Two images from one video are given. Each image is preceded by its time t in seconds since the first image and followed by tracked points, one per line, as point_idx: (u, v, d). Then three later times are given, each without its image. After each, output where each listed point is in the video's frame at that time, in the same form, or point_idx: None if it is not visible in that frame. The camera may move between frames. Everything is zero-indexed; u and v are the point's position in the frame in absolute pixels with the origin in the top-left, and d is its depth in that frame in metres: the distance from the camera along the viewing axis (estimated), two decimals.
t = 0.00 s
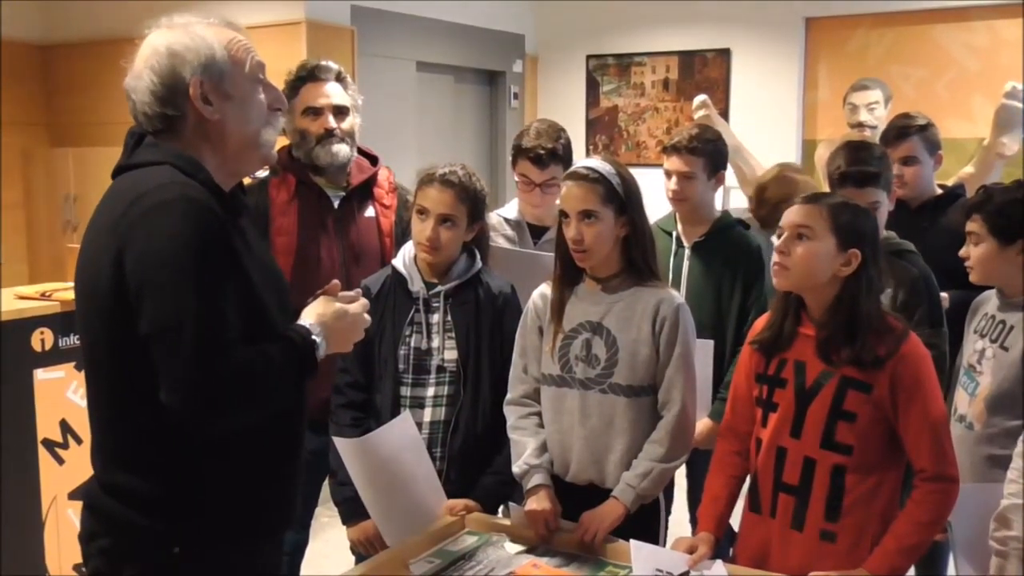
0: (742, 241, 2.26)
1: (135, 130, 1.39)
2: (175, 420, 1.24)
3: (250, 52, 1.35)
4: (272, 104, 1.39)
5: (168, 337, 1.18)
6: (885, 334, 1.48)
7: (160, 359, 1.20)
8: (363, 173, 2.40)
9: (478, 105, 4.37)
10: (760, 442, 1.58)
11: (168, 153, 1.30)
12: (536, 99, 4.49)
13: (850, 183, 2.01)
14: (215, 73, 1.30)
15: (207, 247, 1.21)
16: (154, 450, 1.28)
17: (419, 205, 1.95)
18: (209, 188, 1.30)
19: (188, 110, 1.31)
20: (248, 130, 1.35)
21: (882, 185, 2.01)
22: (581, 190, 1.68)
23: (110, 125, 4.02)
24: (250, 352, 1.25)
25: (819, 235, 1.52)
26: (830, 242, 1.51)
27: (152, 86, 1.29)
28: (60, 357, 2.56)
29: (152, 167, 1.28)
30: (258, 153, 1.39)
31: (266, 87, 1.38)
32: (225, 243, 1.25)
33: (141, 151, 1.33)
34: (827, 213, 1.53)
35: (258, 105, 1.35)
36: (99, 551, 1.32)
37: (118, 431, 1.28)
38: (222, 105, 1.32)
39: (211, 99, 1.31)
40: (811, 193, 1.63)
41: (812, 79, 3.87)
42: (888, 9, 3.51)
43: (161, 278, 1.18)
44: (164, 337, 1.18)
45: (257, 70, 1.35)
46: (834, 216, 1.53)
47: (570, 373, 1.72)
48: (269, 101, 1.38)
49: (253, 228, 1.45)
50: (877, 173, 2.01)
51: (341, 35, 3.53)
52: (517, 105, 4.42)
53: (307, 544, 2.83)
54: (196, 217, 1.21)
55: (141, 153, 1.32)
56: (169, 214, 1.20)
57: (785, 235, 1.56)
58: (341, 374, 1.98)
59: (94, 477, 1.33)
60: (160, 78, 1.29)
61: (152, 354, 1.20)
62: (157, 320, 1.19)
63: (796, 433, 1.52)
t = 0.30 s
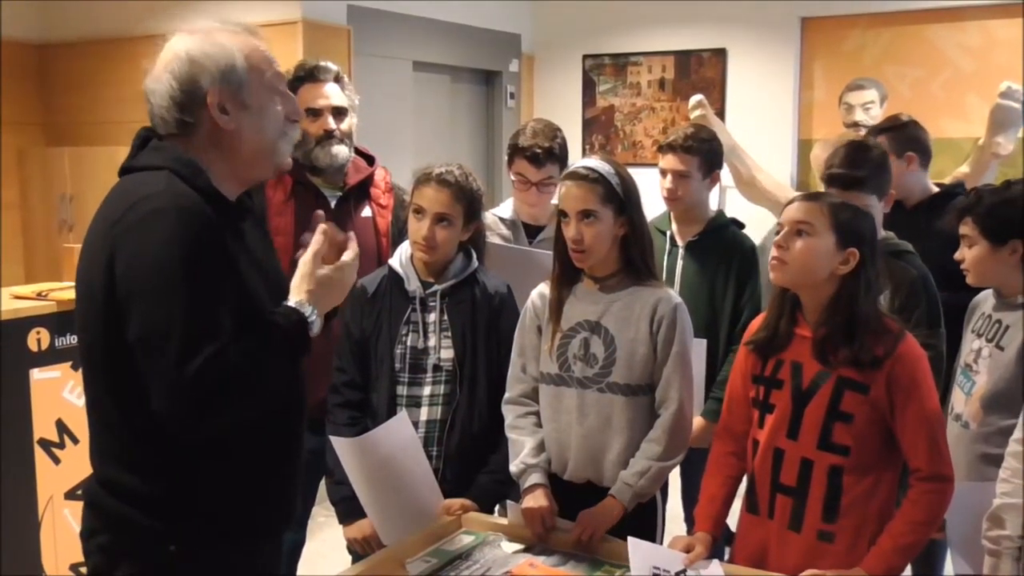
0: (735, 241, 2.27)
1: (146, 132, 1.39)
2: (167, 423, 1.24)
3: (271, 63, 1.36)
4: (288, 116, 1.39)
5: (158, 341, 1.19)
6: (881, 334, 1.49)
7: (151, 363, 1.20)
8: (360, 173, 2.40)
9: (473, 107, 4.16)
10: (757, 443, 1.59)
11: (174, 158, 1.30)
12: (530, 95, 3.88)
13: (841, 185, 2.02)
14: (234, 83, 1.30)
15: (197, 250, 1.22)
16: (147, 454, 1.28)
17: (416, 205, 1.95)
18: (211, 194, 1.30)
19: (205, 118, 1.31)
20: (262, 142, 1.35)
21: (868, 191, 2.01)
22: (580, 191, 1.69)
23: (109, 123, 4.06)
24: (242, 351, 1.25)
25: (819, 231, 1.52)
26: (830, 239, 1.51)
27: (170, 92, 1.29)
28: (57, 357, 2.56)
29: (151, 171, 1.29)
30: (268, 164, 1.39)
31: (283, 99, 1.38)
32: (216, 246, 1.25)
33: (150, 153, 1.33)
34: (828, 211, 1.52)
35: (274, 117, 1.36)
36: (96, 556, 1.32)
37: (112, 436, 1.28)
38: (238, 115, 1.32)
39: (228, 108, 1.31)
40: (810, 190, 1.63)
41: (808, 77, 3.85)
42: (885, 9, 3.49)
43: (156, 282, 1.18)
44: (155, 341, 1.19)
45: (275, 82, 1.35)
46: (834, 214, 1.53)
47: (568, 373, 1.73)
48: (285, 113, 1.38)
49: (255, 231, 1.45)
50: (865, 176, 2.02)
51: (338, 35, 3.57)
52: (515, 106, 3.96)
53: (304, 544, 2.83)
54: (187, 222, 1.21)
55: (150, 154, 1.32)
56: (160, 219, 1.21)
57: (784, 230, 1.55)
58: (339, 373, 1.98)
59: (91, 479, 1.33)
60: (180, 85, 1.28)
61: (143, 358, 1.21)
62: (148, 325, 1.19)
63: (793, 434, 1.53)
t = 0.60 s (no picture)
0: (728, 240, 2.27)
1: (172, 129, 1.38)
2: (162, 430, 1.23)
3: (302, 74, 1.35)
4: (315, 130, 1.38)
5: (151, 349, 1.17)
6: (878, 333, 1.49)
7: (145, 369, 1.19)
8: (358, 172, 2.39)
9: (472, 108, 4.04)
10: (752, 441, 1.59)
11: (195, 159, 1.29)
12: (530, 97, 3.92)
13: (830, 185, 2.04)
14: (263, 90, 1.29)
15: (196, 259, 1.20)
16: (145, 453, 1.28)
17: (413, 204, 1.95)
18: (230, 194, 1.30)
19: (232, 124, 1.30)
20: (285, 152, 1.34)
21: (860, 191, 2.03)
22: (579, 190, 1.69)
23: (110, 122, 4.11)
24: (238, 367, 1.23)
25: (821, 233, 1.52)
26: (831, 241, 1.52)
27: (202, 95, 1.29)
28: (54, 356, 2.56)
29: (171, 170, 1.28)
30: (290, 174, 1.38)
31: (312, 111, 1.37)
32: (220, 254, 1.24)
33: (173, 150, 1.32)
34: (832, 212, 1.53)
35: (301, 128, 1.34)
36: (93, 547, 1.34)
37: (115, 430, 1.29)
38: (265, 123, 1.31)
39: (255, 115, 1.30)
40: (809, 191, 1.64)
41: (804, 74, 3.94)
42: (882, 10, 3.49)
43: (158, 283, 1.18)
44: (150, 349, 1.18)
45: (305, 93, 1.34)
46: (836, 215, 1.53)
47: (566, 372, 1.73)
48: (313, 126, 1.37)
49: (269, 232, 1.45)
50: (854, 178, 2.03)
51: (334, 34, 3.56)
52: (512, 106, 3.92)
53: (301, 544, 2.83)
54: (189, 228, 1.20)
55: (172, 152, 1.31)
56: (167, 221, 1.20)
57: (788, 230, 1.56)
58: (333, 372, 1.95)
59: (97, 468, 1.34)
60: (211, 88, 1.28)
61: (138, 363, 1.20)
62: (145, 330, 1.18)
63: (789, 432, 1.53)
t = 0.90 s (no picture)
0: (721, 239, 2.27)
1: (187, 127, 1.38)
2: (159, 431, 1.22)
3: (305, 65, 1.31)
4: (320, 121, 1.33)
5: (149, 351, 1.16)
6: (875, 333, 1.50)
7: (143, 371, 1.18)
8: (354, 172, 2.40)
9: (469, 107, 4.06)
10: (749, 440, 1.60)
11: (211, 158, 1.29)
12: (526, 98, 4.06)
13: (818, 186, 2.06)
14: (254, 84, 1.27)
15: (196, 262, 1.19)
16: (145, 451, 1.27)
17: (410, 203, 1.95)
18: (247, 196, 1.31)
19: (229, 121, 1.30)
20: (284, 145, 1.31)
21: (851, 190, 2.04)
22: (577, 189, 1.69)
23: (109, 122, 4.13)
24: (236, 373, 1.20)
25: (818, 233, 1.52)
26: (830, 241, 1.52)
27: (204, 95, 1.30)
28: (51, 355, 2.55)
29: (189, 168, 1.28)
30: (299, 169, 1.34)
31: (317, 104, 1.33)
32: (221, 257, 1.22)
33: (184, 149, 1.33)
34: (829, 212, 1.53)
35: (300, 120, 1.30)
36: (97, 541, 1.35)
37: (119, 426, 1.29)
38: (259, 117, 1.29)
39: (249, 110, 1.29)
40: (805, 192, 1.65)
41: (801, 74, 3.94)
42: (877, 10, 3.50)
43: (157, 283, 1.16)
44: (147, 351, 1.16)
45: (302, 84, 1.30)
46: (835, 216, 1.54)
47: (563, 370, 1.73)
48: (316, 118, 1.33)
49: (285, 238, 1.44)
50: (844, 179, 2.04)
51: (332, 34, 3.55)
52: (510, 105, 4.05)
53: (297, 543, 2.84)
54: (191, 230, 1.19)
55: (184, 150, 1.32)
56: (171, 220, 1.19)
57: (784, 231, 1.56)
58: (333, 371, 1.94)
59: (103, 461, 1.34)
60: (208, 87, 1.30)
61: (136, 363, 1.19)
62: (143, 331, 1.17)
63: (785, 431, 1.54)
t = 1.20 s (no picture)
0: (715, 237, 2.27)
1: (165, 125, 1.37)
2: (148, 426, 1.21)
3: (266, 52, 1.25)
4: (282, 108, 1.26)
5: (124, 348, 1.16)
6: (866, 330, 1.50)
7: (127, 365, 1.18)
8: (351, 170, 2.40)
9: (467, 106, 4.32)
10: (744, 440, 1.60)
11: (186, 158, 1.28)
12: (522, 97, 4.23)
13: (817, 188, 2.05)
14: (209, 76, 1.24)
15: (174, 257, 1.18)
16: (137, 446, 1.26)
17: (406, 202, 1.96)
18: (218, 195, 1.29)
19: (196, 118, 1.28)
20: (245, 135, 1.25)
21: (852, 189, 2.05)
22: (575, 189, 1.69)
23: (106, 121, 4.13)
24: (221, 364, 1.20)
25: (811, 231, 1.53)
26: (822, 240, 1.53)
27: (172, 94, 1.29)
28: (47, 354, 2.55)
29: (159, 170, 1.28)
30: (267, 160, 1.29)
31: (281, 92, 1.27)
32: (196, 252, 1.22)
33: (161, 148, 1.32)
34: (821, 212, 1.54)
35: (259, 109, 1.25)
36: (98, 541, 1.35)
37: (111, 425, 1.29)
38: (218, 109, 1.25)
39: (209, 104, 1.26)
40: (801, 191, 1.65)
41: (797, 77, 3.77)
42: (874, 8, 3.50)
43: (129, 280, 1.16)
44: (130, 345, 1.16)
45: (259, 71, 1.24)
46: (828, 215, 1.54)
47: (559, 370, 1.74)
48: (277, 106, 1.26)
49: (283, 235, 1.43)
50: (848, 179, 2.04)
51: (328, 33, 3.55)
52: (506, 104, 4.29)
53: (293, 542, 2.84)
54: (167, 228, 1.19)
55: (161, 150, 1.31)
56: (143, 219, 1.19)
57: (777, 232, 1.56)
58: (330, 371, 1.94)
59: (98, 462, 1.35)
60: (174, 86, 1.28)
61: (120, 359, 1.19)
62: (124, 326, 1.17)
63: (780, 431, 1.54)
